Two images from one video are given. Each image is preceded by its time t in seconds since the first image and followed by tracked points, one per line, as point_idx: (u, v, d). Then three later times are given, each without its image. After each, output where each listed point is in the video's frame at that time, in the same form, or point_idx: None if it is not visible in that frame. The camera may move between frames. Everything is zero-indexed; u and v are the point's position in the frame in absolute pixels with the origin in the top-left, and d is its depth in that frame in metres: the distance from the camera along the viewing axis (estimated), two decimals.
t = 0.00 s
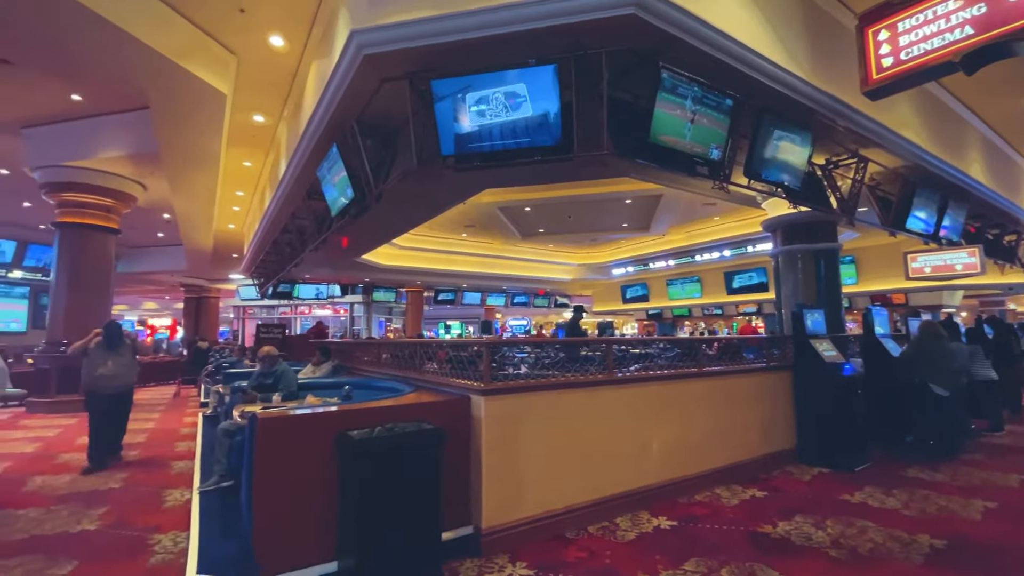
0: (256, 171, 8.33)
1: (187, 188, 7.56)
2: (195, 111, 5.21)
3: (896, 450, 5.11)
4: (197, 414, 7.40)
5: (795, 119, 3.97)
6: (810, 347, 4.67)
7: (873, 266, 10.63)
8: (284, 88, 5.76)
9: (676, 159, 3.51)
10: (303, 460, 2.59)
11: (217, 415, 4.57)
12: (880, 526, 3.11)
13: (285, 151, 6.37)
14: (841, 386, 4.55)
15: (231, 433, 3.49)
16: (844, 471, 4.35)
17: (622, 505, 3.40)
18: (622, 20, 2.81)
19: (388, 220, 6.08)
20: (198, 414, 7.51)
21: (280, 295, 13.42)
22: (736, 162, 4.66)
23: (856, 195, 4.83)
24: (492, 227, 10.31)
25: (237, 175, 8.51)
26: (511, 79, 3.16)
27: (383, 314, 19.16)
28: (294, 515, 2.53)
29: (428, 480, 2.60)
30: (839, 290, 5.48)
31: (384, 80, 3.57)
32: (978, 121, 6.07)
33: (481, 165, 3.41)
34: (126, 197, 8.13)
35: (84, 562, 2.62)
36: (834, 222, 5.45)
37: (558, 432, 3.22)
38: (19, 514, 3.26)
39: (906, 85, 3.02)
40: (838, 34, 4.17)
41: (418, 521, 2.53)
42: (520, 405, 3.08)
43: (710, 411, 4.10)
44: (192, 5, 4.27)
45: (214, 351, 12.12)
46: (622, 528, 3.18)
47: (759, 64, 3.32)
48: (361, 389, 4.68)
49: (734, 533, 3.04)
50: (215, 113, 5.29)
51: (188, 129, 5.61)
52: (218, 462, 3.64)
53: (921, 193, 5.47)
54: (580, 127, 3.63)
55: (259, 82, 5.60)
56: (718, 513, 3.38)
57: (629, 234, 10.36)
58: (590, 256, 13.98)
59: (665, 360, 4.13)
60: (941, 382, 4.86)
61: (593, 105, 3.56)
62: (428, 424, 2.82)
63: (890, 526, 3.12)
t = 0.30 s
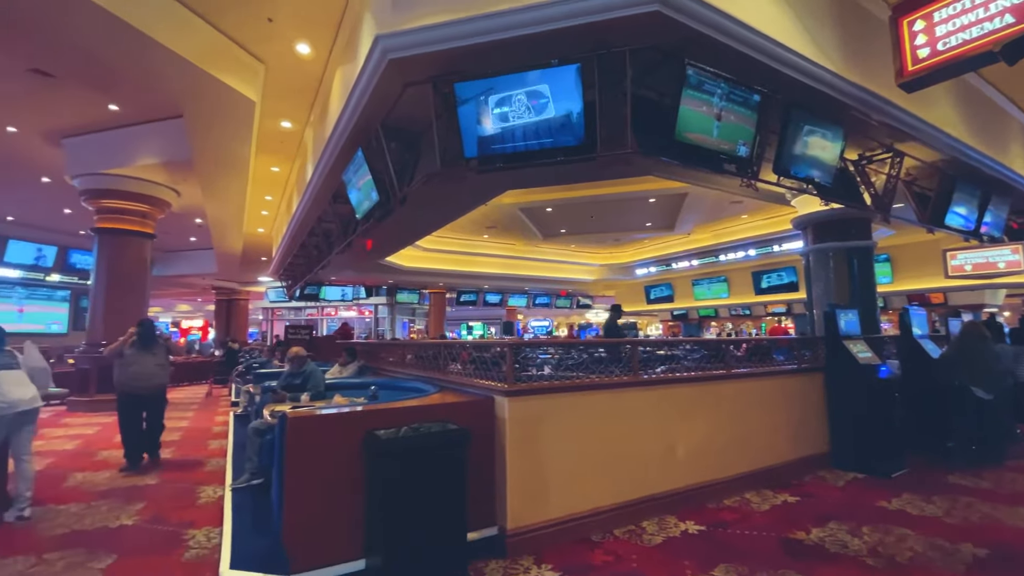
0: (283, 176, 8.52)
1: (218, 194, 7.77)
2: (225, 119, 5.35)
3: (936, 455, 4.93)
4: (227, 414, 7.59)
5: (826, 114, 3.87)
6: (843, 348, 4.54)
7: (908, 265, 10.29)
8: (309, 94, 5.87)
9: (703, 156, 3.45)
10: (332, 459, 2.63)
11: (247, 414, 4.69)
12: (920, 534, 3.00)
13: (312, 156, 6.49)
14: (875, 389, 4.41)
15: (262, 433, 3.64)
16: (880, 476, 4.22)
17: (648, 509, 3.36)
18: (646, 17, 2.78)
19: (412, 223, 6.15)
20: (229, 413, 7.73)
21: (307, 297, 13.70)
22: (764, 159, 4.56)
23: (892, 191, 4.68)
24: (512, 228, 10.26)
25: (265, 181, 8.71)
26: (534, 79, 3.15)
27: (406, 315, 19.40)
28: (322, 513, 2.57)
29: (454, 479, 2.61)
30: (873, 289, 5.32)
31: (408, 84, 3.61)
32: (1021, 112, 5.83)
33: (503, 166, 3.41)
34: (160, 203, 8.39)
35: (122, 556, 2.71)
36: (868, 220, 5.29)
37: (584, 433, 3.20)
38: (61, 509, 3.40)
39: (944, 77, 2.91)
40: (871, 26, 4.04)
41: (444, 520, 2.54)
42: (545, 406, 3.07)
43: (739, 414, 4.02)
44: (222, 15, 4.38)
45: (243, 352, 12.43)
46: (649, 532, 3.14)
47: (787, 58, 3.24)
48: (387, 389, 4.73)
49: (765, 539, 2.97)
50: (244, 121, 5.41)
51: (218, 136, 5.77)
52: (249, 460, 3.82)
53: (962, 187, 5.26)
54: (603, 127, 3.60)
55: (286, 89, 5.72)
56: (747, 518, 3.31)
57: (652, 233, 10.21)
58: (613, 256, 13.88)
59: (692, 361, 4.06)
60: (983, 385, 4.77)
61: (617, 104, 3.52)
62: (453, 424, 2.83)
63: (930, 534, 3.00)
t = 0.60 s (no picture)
0: (312, 181, 8.69)
1: (250, 199, 7.98)
2: (256, 125, 5.49)
3: (982, 462, 4.71)
4: (259, 412, 7.79)
5: (862, 107, 3.75)
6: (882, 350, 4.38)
7: (948, 264, 9.89)
8: (337, 100, 5.98)
9: (732, 153, 3.38)
10: (361, 460, 2.65)
11: (279, 413, 4.80)
12: (965, 545, 2.87)
13: (339, 161, 6.61)
14: (917, 391, 4.24)
15: (293, 431, 3.72)
16: (922, 484, 4.06)
17: (677, 513, 3.30)
18: (673, 13, 2.74)
19: (437, 225, 6.21)
20: (261, 411, 7.92)
21: (335, 299, 13.97)
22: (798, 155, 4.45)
23: (932, 186, 4.50)
24: (535, 229, 10.22)
25: (295, 185, 8.91)
26: (559, 79, 3.13)
27: (431, 316, 19.60)
28: (352, 512, 2.60)
29: (481, 480, 2.61)
30: (914, 289, 5.10)
31: (433, 87, 3.64)
32: None
33: (528, 167, 3.40)
34: (194, 208, 8.67)
35: (161, 550, 2.79)
36: (907, 216, 5.10)
37: (611, 436, 3.16)
38: (104, 503, 3.52)
39: (986, 68, 2.80)
40: (911, 15, 3.89)
41: (472, 522, 2.54)
42: (572, 408, 3.05)
43: (772, 417, 3.91)
44: (252, 23, 4.48)
45: (274, 352, 12.74)
46: (679, 537, 3.08)
47: (821, 51, 3.15)
48: (413, 389, 4.78)
49: (800, 547, 2.88)
50: (274, 128, 5.54)
51: (250, 142, 5.92)
52: (281, 458, 3.91)
53: (1008, 182, 5.02)
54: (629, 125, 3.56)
55: (314, 95, 5.83)
56: (781, 525, 3.22)
57: (678, 232, 10.00)
58: (639, 256, 13.72)
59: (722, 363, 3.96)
60: None
61: (643, 103, 3.48)
62: (480, 426, 2.83)
63: (976, 544, 2.87)
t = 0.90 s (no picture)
0: (349, 186, 8.90)
1: (290, 204, 8.23)
2: (296, 133, 5.65)
3: None
4: (300, 411, 8.02)
5: (915, 97, 3.57)
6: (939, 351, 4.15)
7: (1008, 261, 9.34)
8: (372, 106, 6.10)
9: (774, 148, 3.27)
10: (399, 459, 2.69)
11: (320, 412, 4.93)
12: None
13: (375, 166, 6.74)
14: (977, 395, 4.01)
15: (334, 429, 3.81)
16: (985, 494, 3.82)
17: (718, 520, 3.20)
18: (711, 7, 2.67)
19: (471, 227, 6.26)
20: (302, 409, 8.18)
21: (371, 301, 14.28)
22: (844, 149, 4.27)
23: (993, 178, 4.25)
24: (569, 229, 10.17)
25: (333, 191, 9.13)
26: (594, 77, 3.09)
27: (463, 318, 19.81)
28: (390, 511, 2.63)
29: (518, 481, 2.60)
30: (974, 287, 4.82)
31: (467, 90, 3.67)
32: None
33: (562, 168, 3.38)
34: (239, 214, 9.04)
35: (210, 542, 2.90)
36: (966, 211, 4.82)
37: (649, 439, 3.10)
38: (158, 496, 3.70)
39: None
40: None
41: (508, 523, 2.53)
42: (608, 411, 3.00)
43: (818, 422, 3.76)
44: (291, 34, 4.62)
45: (314, 353, 13.10)
46: (721, 544, 2.99)
47: (870, 38, 3.01)
48: (449, 389, 4.82)
49: (852, 559, 2.75)
50: (313, 135, 5.69)
51: (290, 150, 6.11)
52: (322, 456, 4.02)
53: None
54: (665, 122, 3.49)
55: (351, 102, 5.96)
56: (830, 535, 3.09)
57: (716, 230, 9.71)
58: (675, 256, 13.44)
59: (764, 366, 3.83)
60: None
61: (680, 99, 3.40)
62: (515, 427, 2.82)
63: None
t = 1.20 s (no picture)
0: (385, 190, 9.06)
1: (329, 209, 8.44)
2: (334, 139, 5.78)
3: None
4: (340, 410, 8.22)
5: (975, 82, 3.36)
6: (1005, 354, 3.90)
7: None
8: (407, 111, 6.19)
9: (821, 141, 3.15)
10: (437, 458, 2.70)
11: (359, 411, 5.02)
12: None
13: (410, 170, 6.83)
14: None
15: (373, 429, 3.89)
16: None
17: (764, 528, 3.09)
18: None
19: (505, 229, 6.27)
20: (342, 408, 8.39)
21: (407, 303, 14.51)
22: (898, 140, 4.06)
23: None
24: (603, 229, 10.08)
25: (369, 195, 9.32)
26: (631, 74, 3.03)
27: (496, 319, 19.92)
28: (429, 509, 2.65)
29: (555, 483, 2.57)
30: None
31: (502, 92, 3.68)
32: None
33: (597, 166, 3.35)
34: (282, 220, 9.34)
35: (257, 536, 2.99)
36: None
37: (691, 444, 3.02)
38: (207, 491, 3.84)
39: None
40: None
41: (546, 526, 2.51)
42: (647, 414, 2.94)
43: (871, 428, 3.58)
44: (329, 44, 4.72)
45: (352, 353, 13.40)
46: (767, 554, 2.88)
47: (925, 21, 2.85)
48: (485, 390, 4.82)
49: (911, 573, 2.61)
50: (350, 141, 5.82)
51: (330, 156, 6.27)
52: (362, 454, 4.11)
53: None
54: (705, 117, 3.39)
55: (387, 108, 6.07)
56: (885, 547, 2.93)
57: (758, 227, 9.40)
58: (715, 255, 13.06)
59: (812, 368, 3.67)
60: None
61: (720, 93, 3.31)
62: (552, 429, 2.80)
63: None
